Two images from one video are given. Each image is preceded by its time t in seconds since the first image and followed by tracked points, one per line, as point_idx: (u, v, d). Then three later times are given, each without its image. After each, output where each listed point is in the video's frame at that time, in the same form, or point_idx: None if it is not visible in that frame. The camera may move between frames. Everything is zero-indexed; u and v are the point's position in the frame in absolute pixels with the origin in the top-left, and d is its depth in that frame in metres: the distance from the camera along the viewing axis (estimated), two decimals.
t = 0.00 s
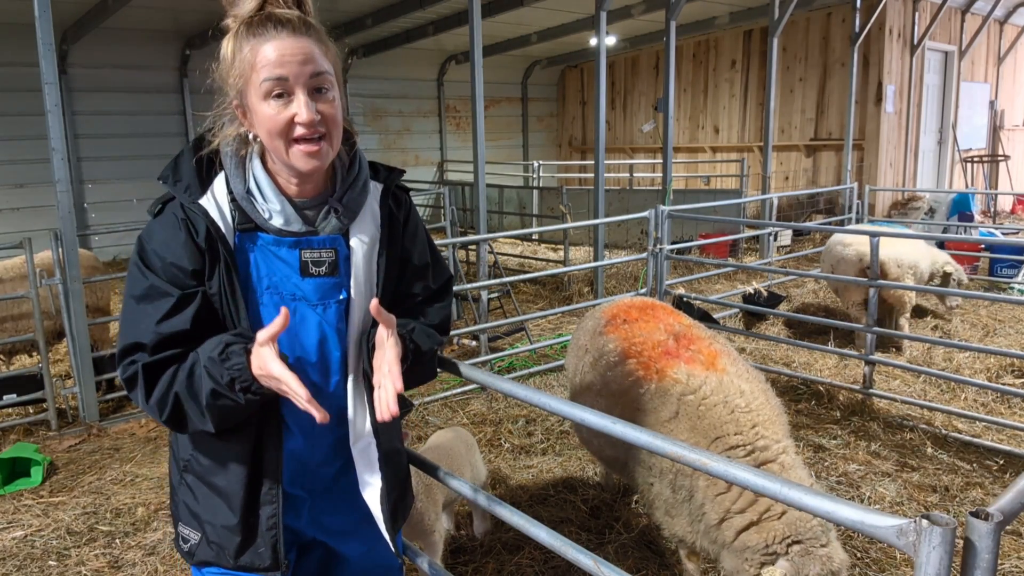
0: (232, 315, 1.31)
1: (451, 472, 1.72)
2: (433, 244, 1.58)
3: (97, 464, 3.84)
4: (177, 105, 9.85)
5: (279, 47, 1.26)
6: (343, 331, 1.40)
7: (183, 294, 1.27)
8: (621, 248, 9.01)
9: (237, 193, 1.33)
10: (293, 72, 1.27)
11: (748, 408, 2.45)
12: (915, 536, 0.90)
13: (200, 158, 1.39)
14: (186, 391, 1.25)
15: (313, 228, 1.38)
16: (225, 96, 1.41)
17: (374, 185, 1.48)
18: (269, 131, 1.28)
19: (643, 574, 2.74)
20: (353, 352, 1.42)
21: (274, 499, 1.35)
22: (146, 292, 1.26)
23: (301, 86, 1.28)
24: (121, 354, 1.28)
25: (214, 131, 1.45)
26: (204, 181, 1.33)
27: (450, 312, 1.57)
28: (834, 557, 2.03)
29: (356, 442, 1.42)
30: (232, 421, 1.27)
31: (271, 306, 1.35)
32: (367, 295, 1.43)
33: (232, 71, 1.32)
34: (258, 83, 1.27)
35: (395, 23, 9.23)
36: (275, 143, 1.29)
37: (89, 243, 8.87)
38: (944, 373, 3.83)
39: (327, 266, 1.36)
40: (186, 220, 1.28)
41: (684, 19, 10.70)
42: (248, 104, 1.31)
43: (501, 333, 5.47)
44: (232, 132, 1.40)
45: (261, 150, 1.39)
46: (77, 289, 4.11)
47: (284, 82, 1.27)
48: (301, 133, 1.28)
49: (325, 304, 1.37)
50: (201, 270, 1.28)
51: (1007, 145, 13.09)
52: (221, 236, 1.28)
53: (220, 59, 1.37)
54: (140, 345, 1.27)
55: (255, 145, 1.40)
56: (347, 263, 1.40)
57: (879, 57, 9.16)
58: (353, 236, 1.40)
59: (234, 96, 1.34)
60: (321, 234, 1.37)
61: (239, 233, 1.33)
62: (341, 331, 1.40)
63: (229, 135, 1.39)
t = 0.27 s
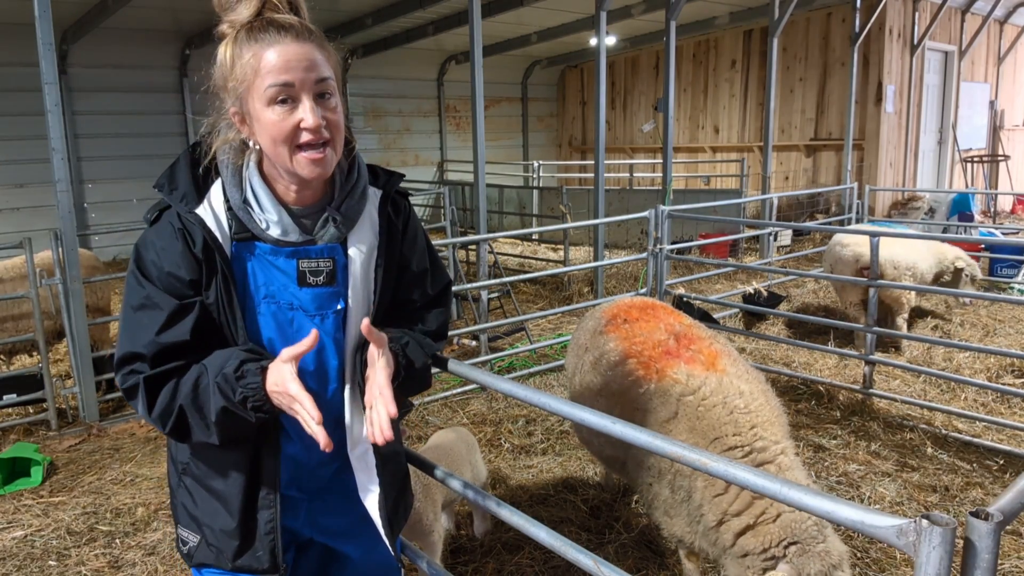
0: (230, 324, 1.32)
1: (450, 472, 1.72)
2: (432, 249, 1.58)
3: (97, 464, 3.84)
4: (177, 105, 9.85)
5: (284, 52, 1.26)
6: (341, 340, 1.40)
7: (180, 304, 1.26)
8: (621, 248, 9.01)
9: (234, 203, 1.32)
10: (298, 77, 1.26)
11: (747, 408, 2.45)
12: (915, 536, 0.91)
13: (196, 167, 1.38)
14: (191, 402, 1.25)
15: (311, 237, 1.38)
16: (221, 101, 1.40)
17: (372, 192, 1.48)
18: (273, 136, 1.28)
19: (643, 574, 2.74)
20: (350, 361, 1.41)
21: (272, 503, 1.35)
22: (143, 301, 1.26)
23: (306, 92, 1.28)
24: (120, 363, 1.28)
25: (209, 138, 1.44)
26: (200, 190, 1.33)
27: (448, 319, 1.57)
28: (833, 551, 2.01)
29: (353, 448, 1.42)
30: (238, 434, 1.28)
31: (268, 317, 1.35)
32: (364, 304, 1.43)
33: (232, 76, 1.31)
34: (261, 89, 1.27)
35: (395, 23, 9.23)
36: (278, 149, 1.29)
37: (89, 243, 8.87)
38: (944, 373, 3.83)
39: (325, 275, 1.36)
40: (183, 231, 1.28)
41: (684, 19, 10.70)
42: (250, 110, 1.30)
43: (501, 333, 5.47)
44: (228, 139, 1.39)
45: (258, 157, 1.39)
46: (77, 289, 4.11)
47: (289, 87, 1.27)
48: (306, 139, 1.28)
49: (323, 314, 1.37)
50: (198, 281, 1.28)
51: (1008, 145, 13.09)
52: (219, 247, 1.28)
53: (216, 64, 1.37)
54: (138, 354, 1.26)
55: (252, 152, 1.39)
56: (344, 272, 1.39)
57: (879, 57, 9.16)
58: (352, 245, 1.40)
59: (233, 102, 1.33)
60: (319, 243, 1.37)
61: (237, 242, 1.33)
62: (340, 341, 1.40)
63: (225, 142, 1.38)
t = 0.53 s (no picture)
0: (229, 326, 1.32)
1: (449, 473, 1.72)
2: (431, 245, 1.57)
3: (97, 464, 3.84)
4: (177, 104, 9.85)
5: (277, 54, 1.26)
6: (340, 340, 1.41)
7: (177, 308, 1.26)
8: (621, 248, 9.02)
9: (229, 206, 1.32)
10: (292, 79, 1.27)
11: (746, 407, 2.45)
12: (914, 536, 0.91)
13: (190, 171, 1.39)
14: (193, 404, 1.25)
15: (308, 237, 1.38)
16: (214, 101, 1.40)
17: (370, 190, 1.48)
18: (267, 138, 1.28)
19: (643, 574, 2.74)
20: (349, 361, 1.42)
21: (271, 506, 1.35)
22: (140, 306, 1.26)
23: (301, 94, 1.28)
24: (118, 368, 1.27)
25: (203, 140, 1.44)
26: (195, 194, 1.33)
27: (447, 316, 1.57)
28: (835, 538, 2.02)
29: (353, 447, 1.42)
30: (241, 433, 1.28)
31: (267, 319, 1.35)
32: (363, 303, 1.43)
33: (226, 78, 1.32)
34: (256, 91, 1.27)
35: (395, 23, 9.23)
36: (272, 151, 1.29)
37: (89, 243, 8.87)
38: (943, 373, 3.83)
39: (323, 275, 1.37)
40: (179, 235, 1.28)
41: (684, 19, 10.70)
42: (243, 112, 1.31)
43: (501, 333, 5.47)
44: (222, 141, 1.39)
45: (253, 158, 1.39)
46: (77, 289, 4.11)
47: (284, 90, 1.27)
48: (299, 140, 1.28)
49: (322, 315, 1.38)
50: (195, 284, 1.28)
51: (1007, 145, 13.09)
52: (215, 249, 1.28)
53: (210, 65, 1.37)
54: (136, 359, 1.26)
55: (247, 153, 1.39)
56: (342, 272, 1.39)
57: (879, 57, 9.16)
58: (349, 246, 1.40)
59: (228, 104, 1.33)
60: (316, 244, 1.37)
61: (233, 245, 1.33)
62: (338, 341, 1.40)
63: (219, 144, 1.38)
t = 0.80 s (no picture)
0: (225, 326, 1.32)
1: (449, 472, 1.72)
2: (429, 243, 1.57)
3: (97, 464, 3.84)
4: (177, 105, 9.85)
5: (280, 57, 1.26)
6: (337, 340, 1.41)
7: (172, 308, 1.26)
8: (621, 248, 9.02)
9: (225, 207, 1.32)
10: (293, 83, 1.27)
11: (747, 407, 2.45)
12: (915, 536, 0.90)
13: (187, 171, 1.39)
14: (189, 404, 1.25)
15: (305, 237, 1.38)
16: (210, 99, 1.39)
17: (367, 188, 1.47)
18: (267, 141, 1.28)
19: (643, 574, 2.74)
20: (348, 361, 1.43)
21: (270, 505, 1.34)
22: (135, 307, 1.26)
23: (302, 98, 1.28)
24: (113, 368, 1.27)
25: (201, 140, 1.44)
26: (192, 195, 1.33)
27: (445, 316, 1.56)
28: (837, 545, 2.03)
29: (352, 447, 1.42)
30: (237, 431, 1.27)
31: (264, 319, 1.35)
32: (361, 302, 1.43)
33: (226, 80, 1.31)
34: (257, 93, 1.27)
35: (395, 23, 9.23)
36: (273, 154, 1.29)
37: (89, 243, 8.87)
38: (944, 373, 3.83)
39: (319, 275, 1.36)
40: (174, 236, 1.28)
41: (684, 19, 10.70)
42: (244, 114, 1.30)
43: (501, 333, 5.47)
44: (219, 141, 1.39)
45: (251, 158, 1.39)
46: (77, 289, 4.11)
47: (285, 93, 1.27)
48: (299, 144, 1.28)
49: (319, 314, 1.38)
50: (191, 285, 1.28)
51: (1008, 145, 13.09)
52: (211, 250, 1.28)
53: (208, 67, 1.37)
54: (132, 359, 1.26)
55: (244, 154, 1.38)
56: (339, 271, 1.39)
57: (879, 57, 9.16)
58: (346, 246, 1.39)
59: (227, 105, 1.33)
60: (312, 244, 1.37)
61: (229, 246, 1.33)
62: (335, 340, 1.40)
63: (217, 144, 1.38)
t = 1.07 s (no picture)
0: (226, 326, 1.32)
1: (449, 472, 1.72)
2: (429, 244, 1.57)
3: (97, 464, 3.84)
4: (177, 105, 9.85)
5: (288, 62, 1.26)
6: (338, 339, 1.41)
7: (173, 307, 1.26)
8: (621, 248, 9.02)
9: (227, 206, 1.32)
10: (300, 89, 1.27)
11: (747, 407, 2.46)
12: (915, 536, 0.91)
13: (188, 170, 1.38)
14: (189, 404, 1.25)
15: (306, 236, 1.38)
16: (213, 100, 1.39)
17: (368, 189, 1.47)
18: (272, 145, 1.28)
19: (643, 574, 2.74)
20: (348, 360, 1.43)
21: (271, 505, 1.35)
22: (138, 306, 1.26)
23: (308, 103, 1.28)
24: (115, 367, 1.27)
25: (201, 137, 1.44)
26: (193, 194, 1.33)
27: (445, 316, 1.56)
28: (838, 545, 2.03)
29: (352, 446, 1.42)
30: (238, 430, 1.27)
31: (266, 318, 1.35)
32: (361, 302, 1.43)
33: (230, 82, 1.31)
34: (263, 97, 1.26)
35: (395, 23, 9.23)
36: (278, 157, 1.29)
37: (89, 243, 8.87)
38: (944, 373, 3.83)
39: (320, 274, 1.36)
40: (177, 236, 1.28)
41: (684, 19, 10.70)
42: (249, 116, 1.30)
43: (501, 333, 5.47)
44: (220, 141, 1.39)
45: (251, 158, 1.38)
46: (77, 289, 4.11)
47: (291, 98, 1.27)
48: (304, 149, 1.29)
49: (320, 313, 1.38)
50: (193, 284, 1.28)
51: (1007, 145, 13.08)
52: (213, 249, 1.28)
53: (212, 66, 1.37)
54: (133, 358, 1.27)
55: (246, 154, 1.38)
56: (340, 271, 1.39)
57: (879, 57, 9.16)
58: (347, 245, 1.39)
59: (230, 106, 1.33)
60: (313, 243, 1.37)
61: (231, 245, 1.32)
62: (336, 340, 1.40)
63: (219, 144, 1.38)
